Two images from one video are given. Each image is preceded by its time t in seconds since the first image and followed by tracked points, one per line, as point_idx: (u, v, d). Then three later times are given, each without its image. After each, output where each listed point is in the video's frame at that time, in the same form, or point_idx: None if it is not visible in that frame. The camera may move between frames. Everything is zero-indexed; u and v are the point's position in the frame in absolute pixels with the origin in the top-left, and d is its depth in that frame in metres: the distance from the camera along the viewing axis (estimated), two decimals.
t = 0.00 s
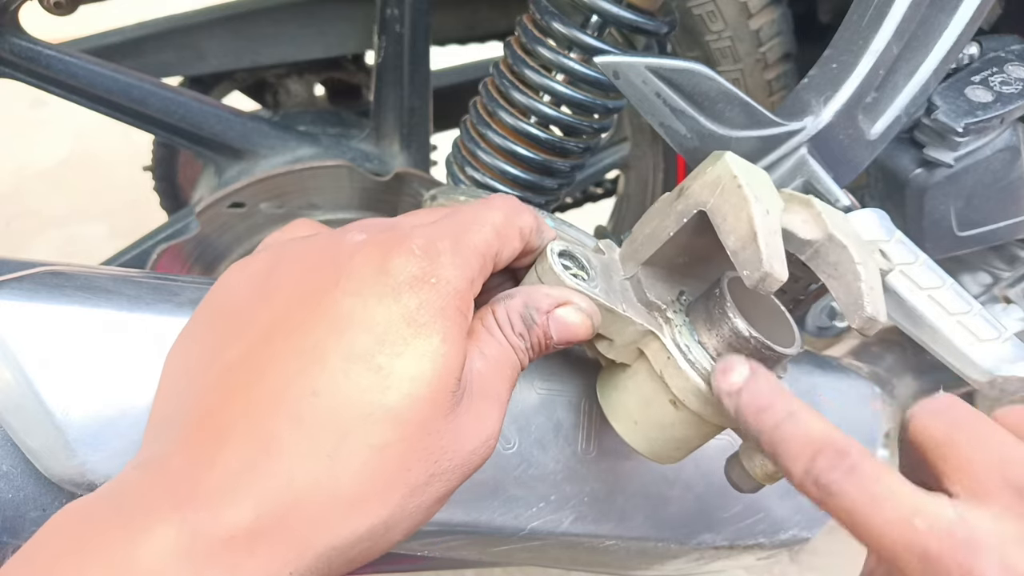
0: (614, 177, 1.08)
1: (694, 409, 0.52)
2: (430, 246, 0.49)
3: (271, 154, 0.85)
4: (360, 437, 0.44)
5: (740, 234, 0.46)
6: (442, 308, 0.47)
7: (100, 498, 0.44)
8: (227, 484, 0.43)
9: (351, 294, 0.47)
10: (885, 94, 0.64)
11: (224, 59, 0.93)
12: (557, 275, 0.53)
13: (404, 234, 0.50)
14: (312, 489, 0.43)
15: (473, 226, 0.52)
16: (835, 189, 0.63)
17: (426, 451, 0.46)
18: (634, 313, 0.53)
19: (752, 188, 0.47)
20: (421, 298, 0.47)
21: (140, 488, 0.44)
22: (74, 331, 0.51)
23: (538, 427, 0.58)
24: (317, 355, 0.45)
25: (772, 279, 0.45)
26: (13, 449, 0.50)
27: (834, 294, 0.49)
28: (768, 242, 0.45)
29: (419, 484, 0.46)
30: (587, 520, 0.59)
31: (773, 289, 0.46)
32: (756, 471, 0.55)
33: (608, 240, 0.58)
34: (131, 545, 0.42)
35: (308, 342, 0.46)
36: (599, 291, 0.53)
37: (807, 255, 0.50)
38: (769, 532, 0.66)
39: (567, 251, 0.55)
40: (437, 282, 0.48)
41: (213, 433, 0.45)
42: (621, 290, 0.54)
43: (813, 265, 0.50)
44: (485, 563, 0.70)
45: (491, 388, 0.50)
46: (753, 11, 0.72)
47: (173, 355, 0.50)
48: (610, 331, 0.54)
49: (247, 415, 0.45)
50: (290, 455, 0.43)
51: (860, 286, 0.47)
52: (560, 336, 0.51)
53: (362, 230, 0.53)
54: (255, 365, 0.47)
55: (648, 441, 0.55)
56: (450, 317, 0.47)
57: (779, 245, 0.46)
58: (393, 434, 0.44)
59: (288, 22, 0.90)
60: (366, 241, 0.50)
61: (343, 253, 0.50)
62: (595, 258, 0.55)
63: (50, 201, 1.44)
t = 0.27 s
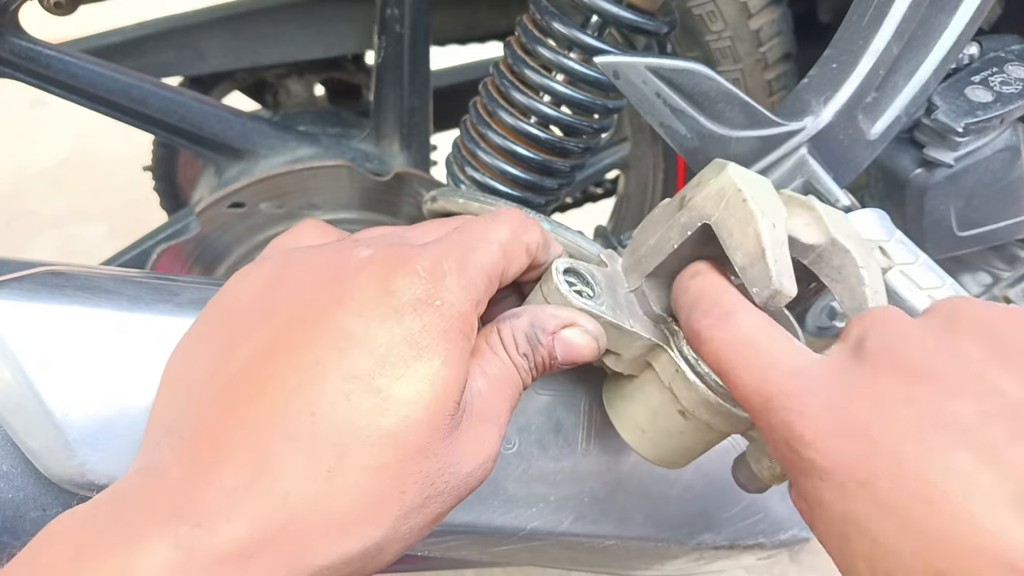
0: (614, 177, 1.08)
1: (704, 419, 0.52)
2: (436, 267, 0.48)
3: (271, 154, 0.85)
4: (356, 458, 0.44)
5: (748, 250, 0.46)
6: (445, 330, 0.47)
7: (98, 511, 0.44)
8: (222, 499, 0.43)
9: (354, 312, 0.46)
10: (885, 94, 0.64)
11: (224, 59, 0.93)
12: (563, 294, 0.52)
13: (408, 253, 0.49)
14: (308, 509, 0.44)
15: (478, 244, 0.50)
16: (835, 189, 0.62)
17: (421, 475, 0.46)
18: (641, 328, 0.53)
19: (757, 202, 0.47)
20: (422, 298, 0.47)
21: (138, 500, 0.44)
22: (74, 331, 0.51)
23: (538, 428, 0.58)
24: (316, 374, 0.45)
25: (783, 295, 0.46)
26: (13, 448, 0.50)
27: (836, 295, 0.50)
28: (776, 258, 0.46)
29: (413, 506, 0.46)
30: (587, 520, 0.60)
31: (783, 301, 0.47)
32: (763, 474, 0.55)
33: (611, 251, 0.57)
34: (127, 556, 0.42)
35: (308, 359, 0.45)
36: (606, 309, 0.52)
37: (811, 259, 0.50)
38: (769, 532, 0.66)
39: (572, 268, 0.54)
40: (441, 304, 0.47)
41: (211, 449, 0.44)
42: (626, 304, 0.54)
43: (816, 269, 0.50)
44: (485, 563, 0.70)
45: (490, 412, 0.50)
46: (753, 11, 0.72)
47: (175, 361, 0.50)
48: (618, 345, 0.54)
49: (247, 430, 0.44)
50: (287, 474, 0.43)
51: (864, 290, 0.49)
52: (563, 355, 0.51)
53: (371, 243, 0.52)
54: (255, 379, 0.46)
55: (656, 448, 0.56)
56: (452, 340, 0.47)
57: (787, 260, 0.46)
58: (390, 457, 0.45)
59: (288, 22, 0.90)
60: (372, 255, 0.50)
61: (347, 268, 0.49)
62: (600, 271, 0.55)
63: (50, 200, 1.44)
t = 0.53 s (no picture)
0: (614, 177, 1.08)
1: (700, 423, 0.52)
2: (439, 269, 0.48)
3: (271, 154, 0.85)
4: (360, 463, 0.44)
5: (749, 259, 0.45)
6: (449, 335, 0.46)
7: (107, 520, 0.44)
8: (226, 506, 0.43)
9: (356, 318, 0.46)
10: (885, 94, 0.64)
11: (224, 59, 0.93)
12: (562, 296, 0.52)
13: (411, 257, 0.49)
14: (312, 516, 0.44)
15: (478, 247, 0.50)
16: (835, 189, 0.62)
17: (426, 480, 0.46)
18: (640, 332, 0.53)
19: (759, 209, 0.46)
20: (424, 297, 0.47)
21: (140, 507, 0.44)
22: (74, 331, 0.51)
23: (538, 428, 0.58)
24: (319, 381, 0.45)
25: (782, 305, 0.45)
26: (13, 448, 0.50)
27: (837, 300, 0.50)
28: (777, 268, 0.45)
29: (419, 512, 0.46)
30: (586, 520, 0.59)
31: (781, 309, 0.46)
32: (757, 479, 0.55)
33: (611, 253, 0.56)
34: (134, 565, 0.42)
35: (310, 366, 0.45)
36: (604, 312, 0.52)
37: (812, 267, 0.49)
38: (769, 532, 0.66)
39: (572, 269, 0.54)
40: (444, 309, 0.47)
41: (213, 454, 0.44)
42: (626, 308, 0.54)
43: (817, 276, 0.50)
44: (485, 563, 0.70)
45: (497, 414, 0.51)
46: (753, 11, 0.72)
47: (177, 365, 0.50)
48: (616, 349, 0.53)
49: (249, 436, 0.44)
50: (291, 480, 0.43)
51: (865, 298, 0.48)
52: (563, 356, 0.51)
53: (373, 246, 0.52)
54: (256, 384, 0.46)
55: (654, 452, 0.56)
56: (455, 346, 0.46)
57: (788, 269, 0.45)
58: (394, 463, 0.45)
59: (288, 22, 0.90)
60: (374, 260, 0.49)
61: (349, 273, 0.49)
62: (600, 274, 0.54)
63: (51, 201, 1.44)
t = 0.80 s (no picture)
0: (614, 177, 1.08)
1: (705, 426, 0.52)
2: (446, 282, 0.48)
3: (271, 154, 0.85)
4: (362, 472, 0.44)
5: (749, 265, 0.46)
6: (453, 349, 0.46)
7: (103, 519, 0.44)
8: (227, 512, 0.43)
9: (362, 326, 0.46)
10: (885, 94, 0.64)
11: (224, 59, 0.93)
12: (563, 307, 0.52)
13: (419, 267, 0.49)
14: (309, 521, 0.44)
15: (488, 260, 0.50)
16: (835, 189, 0.62)
17: (425, 488, 0.46)
18: (642, 338, 0.53)
19: (758, 215, 0.46)
20: (425, 301, 0.47)
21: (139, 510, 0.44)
22: (74, 331, 0.51)
23: (538, 428, 0.58)
24: (323, 389, 0.45)
25: (783, 310, 0.46)
26: (13, 448, 0.50)
27: (838, 301, 0.50)
28: (777, 274, 0.46)
29: (415, 519, 0.46)
30: (586, 520, 0.59)
31: (783, 316, 0.47)
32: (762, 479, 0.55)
33: (612, 258, 0.56)
34: (133, 564, 0.42)
35: (315, 373, 0.45)
36: (606, 321, 0.52)
37: (813, 266, 0.50)
38: (769, 532, 0.66)
39: (573, 278, 0.53)
40: (449, 322, 0.47)
41: (214, 458, 0.44)
42: (628, 314, 0.54)
43: (817, 275, 0.50)
44: (485, 563, 0.70)
45: (493, 423, 0.50)
46: (753, 11, 0.72)
47: (179, 367, 0.50)
48: (619, 355, 0.53)
49: (251, 443, 0.44)
50: (291, 487, 0.43)
51: (864, 298, 0.48)
52: (563, 368, 0.51)
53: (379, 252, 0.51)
54: (260, 390, 0.46)
55: (659, 454, 0.56)
56: (459, 358, 0.46)
57: (788, 276, 0.46)
58: (394, 472, 0.44)
59: (288, 22, 0.91)
60: (380, 268, 0.49)
61: (354, 279, 0.49)
62: (601, 280, 0.54)
63: (50, 200, 1.44)
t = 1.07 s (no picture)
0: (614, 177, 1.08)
1: (697, 445, 0.51)
2: (442, 299, 0.47)
3: (271, 154, 0.85)
4: (351, 489, 0.43)
5: (735, 294, 0.43)
6: (446, 367, 0.45)
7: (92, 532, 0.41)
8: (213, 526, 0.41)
9: (357, 341, 0.45)
10: (885, 94, 0.64)
11: (224, 59, 0.93)
12: (552, 331, 0.51)
13: (417, 281, 0.48)
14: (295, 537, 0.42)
15: (484, 278, 0.49)
16: (835, 189, 0.62)
17: (411, 507, 0.44)
18: (633, 359, 0.52)
19: (748, 241, 0.43)
20: (419, 306, 0.46)
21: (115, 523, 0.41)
22: (74, 331, 0.51)
23: (538, 429, 0.58)
24: (314, 404, 0.43)
25: (769, 344, 0.43)
26: (13, 448, 0.50)
27: (836, 322, 0.48)
28: (766, 306, 0.43)
29: (399, 539, 0.45)
30: (586, 520, 0.59)
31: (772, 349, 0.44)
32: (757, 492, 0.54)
33: (606, 272, 0.54)
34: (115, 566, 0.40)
35: (308, 386, 0.44)
36: (596, 343, 0.51)
37: (810, 284, 0.48)
38: (769, 532, 0.66)
39: (564, 298, 0.52)
40: (444, 339, 0.45)
41: (199, 474, 0.42)
42: (620, 334, 0.52)
43: (815, 293, 0.48)
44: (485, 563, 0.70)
45: (483, 446, 0.49)
46: (753, 11, 0.72)
47: (172, 375, 0.48)
48: (610, 375, 0.52)
49: (238, 457, 0.42)
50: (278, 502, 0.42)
51: (863, 320, 0.46)
52: (552, 394, 0.51)
53: (371, 264, 0.50)
54: (251, 402, 0.44)
55: (652, 465, 0.55)
56: (452, 378, 0.45)
57: (777, 308, 0.43)
58: (382, 491, 0.43)
59: (288, 22, 0.91)
60: (376, 280, 0.48)
61: (351, 290, 0.47)
62: (593, 299, 0.53)
63: (51, 200, 1.44)
